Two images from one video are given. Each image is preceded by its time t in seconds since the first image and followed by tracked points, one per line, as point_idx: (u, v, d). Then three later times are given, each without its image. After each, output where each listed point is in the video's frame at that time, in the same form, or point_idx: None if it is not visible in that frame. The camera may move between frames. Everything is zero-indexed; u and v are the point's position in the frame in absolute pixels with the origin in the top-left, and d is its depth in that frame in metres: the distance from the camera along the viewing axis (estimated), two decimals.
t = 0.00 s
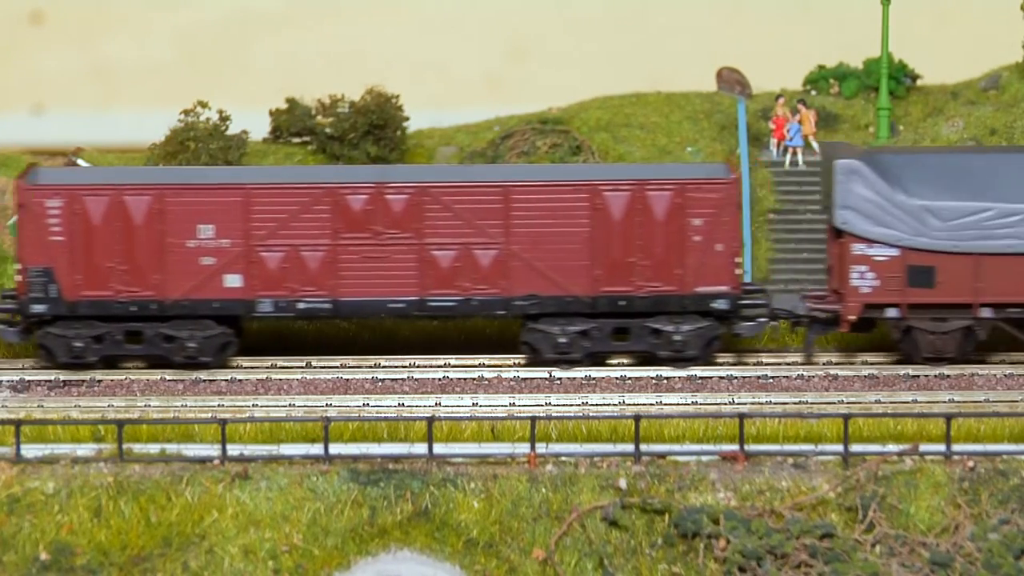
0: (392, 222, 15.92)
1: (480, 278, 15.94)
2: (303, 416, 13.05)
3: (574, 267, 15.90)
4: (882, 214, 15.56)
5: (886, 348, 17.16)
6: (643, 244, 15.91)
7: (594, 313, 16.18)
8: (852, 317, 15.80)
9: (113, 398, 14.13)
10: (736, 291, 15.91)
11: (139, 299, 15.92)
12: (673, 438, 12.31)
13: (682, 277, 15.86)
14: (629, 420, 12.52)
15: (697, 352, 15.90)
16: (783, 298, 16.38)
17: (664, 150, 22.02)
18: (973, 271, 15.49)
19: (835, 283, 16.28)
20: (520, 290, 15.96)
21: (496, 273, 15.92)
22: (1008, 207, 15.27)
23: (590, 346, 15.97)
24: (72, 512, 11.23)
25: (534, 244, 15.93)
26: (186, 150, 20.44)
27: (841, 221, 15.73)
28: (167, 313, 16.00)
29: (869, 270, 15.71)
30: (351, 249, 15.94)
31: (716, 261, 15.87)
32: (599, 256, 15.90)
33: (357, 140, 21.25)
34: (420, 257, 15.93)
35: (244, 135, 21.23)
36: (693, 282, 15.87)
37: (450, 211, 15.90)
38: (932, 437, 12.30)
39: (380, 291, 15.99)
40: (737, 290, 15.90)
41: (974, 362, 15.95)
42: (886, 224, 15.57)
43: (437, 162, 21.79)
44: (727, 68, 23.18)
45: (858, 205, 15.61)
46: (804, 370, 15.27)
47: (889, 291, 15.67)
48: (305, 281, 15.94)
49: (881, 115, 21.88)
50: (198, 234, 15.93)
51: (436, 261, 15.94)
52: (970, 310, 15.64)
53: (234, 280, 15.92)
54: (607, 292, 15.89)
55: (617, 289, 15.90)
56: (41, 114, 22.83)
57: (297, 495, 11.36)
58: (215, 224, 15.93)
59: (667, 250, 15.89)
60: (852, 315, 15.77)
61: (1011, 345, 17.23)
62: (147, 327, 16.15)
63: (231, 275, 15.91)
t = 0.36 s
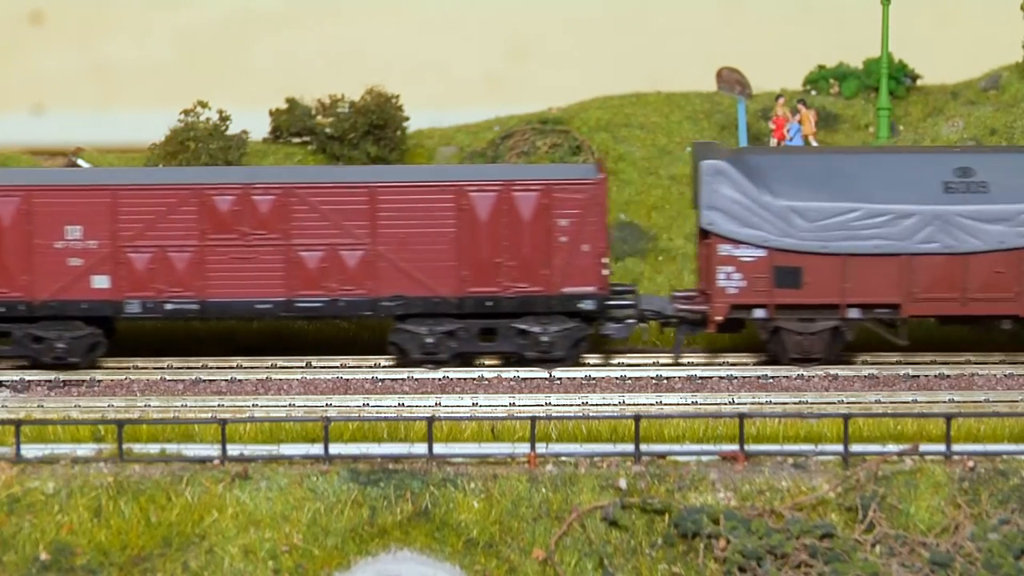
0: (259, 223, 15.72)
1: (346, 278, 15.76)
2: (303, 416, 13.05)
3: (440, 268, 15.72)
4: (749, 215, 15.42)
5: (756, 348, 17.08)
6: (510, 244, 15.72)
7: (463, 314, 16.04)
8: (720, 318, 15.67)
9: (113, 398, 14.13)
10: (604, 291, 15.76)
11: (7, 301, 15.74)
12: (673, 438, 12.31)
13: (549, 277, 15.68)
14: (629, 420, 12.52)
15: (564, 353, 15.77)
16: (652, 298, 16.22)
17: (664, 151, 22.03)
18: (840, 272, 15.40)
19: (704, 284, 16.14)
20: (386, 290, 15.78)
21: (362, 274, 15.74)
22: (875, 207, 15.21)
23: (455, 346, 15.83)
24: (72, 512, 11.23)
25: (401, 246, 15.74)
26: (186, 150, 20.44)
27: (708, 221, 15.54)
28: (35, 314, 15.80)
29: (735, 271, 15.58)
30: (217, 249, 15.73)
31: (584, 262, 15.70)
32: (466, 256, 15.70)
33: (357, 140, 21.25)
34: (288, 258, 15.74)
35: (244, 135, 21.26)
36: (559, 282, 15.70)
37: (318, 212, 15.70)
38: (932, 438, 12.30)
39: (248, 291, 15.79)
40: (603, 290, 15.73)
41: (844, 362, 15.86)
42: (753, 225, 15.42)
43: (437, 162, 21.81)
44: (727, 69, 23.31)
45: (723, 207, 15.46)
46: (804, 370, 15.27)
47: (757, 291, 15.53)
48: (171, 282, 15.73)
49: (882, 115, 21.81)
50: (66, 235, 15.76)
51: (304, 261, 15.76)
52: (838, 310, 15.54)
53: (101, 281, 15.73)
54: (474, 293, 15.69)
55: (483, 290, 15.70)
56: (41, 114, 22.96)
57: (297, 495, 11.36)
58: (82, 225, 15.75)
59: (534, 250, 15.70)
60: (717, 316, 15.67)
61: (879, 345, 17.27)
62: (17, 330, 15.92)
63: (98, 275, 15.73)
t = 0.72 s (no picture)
0: (124, 223, 15.76)
1: (213, 279, 15.81)
2: (303, 416, 13.05)
3: (307, 269, 15.82)
4: (614, 216, 15.57)
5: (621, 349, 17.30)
6: (376, 244, 15.86)
7: (328, 315, 16.16)
8: (585, 318, 15.80)
9: (113, 398, 14.13)
10: (469, 291, 15.98)
11: None
12: (673, 438, 12.31)
13: (414, 277, 15.84)
14: (629, 420, 12.52)
15: (430, 353, 15.96)
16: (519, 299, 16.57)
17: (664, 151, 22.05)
18: (704, 274, 15.63)
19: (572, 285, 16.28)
20: (252, 290, 15.85)
21: (228, 274, 15.79)
22: (741, 209, 15.48)
23: (322, 347, 15.93)
24: (72, 512, 11.23)
25: (266, 247, 15.84)
26: (186, 150, 20.44)
27: (573, 221, 15.66)
28: None
29: (601, 271, 15.71)
30: (83, 251, 15.78)
31: (448, 262, 15.89)
32: (332, 256, 15.82)
33: (357, 139, 21.24)
34: (153, 258, 15.77)
35: (243, 136, 21.30)
36: (425, 283, 15.86)
37: (183, 213, 15.75)
38: (932, 438, 12.30)
39: (114, 291, 15.81)
40: (468, 290, 15.94)
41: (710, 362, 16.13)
42: (618, 225, 15.58)
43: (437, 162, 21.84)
44: (727, 69, 23.37)
45: (590, 207, 15.58)
46: (804, 370, 15.27)
47: (622, 292, 15.69)
48: (38, 284, 15.78)
49: (882, 115, 21.85)
50: None
51: (169, 262, 15.79)
52: (704, 310, 15.78)
53: None
54: (340, 293, 15.80)
55: (350, 291, 15.81)
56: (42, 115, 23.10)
57: (297, 495, 11.36)
58: None
59: (399, 250, 15.84)
60: (585, 318, 15.77)
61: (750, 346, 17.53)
62: None
63: None
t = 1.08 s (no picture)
0: None
1: (80, 280, 16.00)
2: (303, 416, 13.06)
3: (173, 269, 15.96)
4: (482, 217, 15.74)
5: (491, 350, 17.43)
6: (243, 244, 16.01)
7: (196, 316, 16.27)
8: (454, 319, 15.92)
9: (113, 398, 14.13)
10: (336, 291, 16.17)
11: None
12: (673, 438, 12.31)
13: (281, 278, 16.01)
14: (629, 420, 12.53)
15: (297, 354, 16.14)
16: (392, 301, 16.72)
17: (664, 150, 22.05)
18: (572, 275, 15.91)
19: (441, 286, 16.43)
20: (120, 292, 16.02)
21: (96, 275, 15.97)
22: (609, 210, 15.78)
23: (190, 348, 16.03)
24: (72, 512, 11.23)
25: (133, 248, 16.00)
26: (186, 150, 20.44)
27: (441, 222, 15.78)
28: None
29: (470, 272, 15.87)
30: None
31: (315, 262, 16.07)
32: (198, 257, 15.97)
33: (357, 140, 21.31)
34: (21, 259, 15.96)
35: (244, 135, 21.33)
36: (292, 283, 16.04)
37: (50, 214, 15.95)
38: (932, 438, 12.29)
39: None
40: (336, 290, 16.13)
41: (578, 363, 16.31)
42: (485, 226, 15.75)
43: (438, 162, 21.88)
44: (727, 69, 23.37)
45: (459, 208, 15.72)
46: (804, 370, 15.29)
47: (490, 293, 15.87)
48: None
49: (881, 116, 21.78)
50: None
51: (37, 263, 15.98)
52: (573, 310, 16.01)
53: None
54: (207, 293, 15.92)
55: (216, 291, 15.93)
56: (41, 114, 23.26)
57: (297, 495, 11.36)
58: None
59: (265, 250, 16.02)
60: (452, 319, 15.91)
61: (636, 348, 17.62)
62: None
63: None
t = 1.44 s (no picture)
0: None
1: None
2: (303, 416, 13.06)
3: (43, 270, 16.09)
4: (347, 218, 15.67)
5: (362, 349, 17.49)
6: (112, 246, 16.15)
7: (66, 316, 16.37)
8: (322, 320, 15.90)
9: (113, 398, 14.13)
10: (205, 292, 16.33)
11: None
12: (673, 438, 12.29)
13: (148, 279, 16.14)
14: (629, 420, 12.53)
15: (166, 355, 16.24)
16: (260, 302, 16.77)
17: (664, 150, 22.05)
18: (441, 276, 15.87)
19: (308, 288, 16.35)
20: None
21: None
22: (476, 211, 15.68)
23: (59, 348, 16.13)
24: (72, 512, 11.23)
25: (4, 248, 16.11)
26: (187, 150, 20.45)
27: (307, 224, 15.70)
28: None
29: (337, 274, 15.84)
30: None
31: (183, 263, 16.22)
32: (68, 258, 16.10)
33: (357, 139, 21.28)
34: None
35: (244, 136, 21.26)
36: (160, 284, 16.18)
37: None
38: (932, 437, 12.28)
39: None
40: (204, 292, 16.30)
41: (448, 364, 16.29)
42: (350, 228, 15.69)
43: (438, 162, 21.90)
44: (727, 69, 23.34)
45: (323, 210, 15.63)
46: (803, 370, 15.30)
47: (358, 295, 15.84)
48: None
49: (881, 115, 21.93)
50: None
51: None
52: (441, 311, 16.00)
53: None
54: (75, 294, 16.08)
55: (85, 292, 16.09)
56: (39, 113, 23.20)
57: (297, 495, 11.35)
58: None
59: (133, 251, 16.15)
60: (319, 320, 15.90)
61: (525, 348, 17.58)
62: None
63: None
